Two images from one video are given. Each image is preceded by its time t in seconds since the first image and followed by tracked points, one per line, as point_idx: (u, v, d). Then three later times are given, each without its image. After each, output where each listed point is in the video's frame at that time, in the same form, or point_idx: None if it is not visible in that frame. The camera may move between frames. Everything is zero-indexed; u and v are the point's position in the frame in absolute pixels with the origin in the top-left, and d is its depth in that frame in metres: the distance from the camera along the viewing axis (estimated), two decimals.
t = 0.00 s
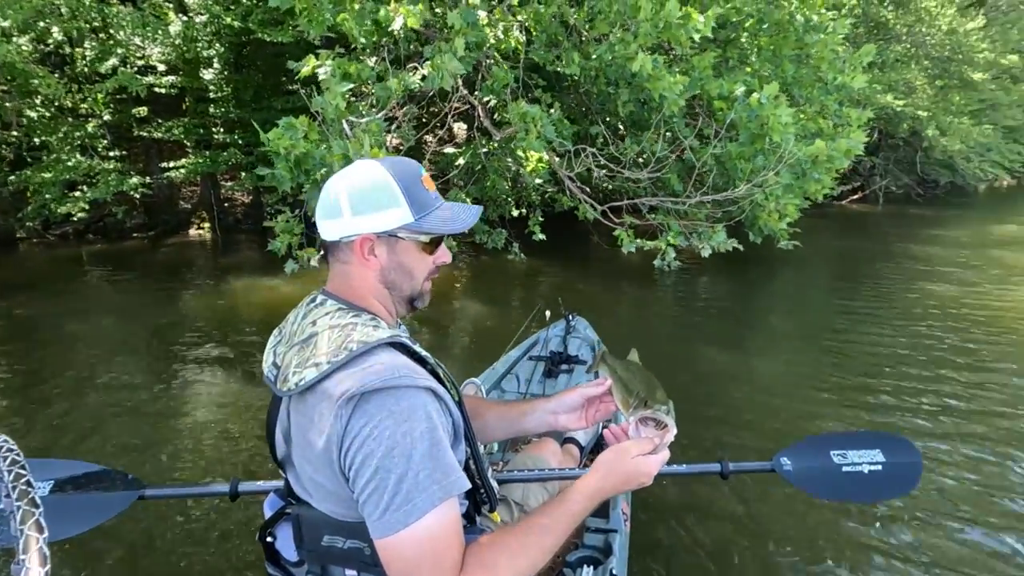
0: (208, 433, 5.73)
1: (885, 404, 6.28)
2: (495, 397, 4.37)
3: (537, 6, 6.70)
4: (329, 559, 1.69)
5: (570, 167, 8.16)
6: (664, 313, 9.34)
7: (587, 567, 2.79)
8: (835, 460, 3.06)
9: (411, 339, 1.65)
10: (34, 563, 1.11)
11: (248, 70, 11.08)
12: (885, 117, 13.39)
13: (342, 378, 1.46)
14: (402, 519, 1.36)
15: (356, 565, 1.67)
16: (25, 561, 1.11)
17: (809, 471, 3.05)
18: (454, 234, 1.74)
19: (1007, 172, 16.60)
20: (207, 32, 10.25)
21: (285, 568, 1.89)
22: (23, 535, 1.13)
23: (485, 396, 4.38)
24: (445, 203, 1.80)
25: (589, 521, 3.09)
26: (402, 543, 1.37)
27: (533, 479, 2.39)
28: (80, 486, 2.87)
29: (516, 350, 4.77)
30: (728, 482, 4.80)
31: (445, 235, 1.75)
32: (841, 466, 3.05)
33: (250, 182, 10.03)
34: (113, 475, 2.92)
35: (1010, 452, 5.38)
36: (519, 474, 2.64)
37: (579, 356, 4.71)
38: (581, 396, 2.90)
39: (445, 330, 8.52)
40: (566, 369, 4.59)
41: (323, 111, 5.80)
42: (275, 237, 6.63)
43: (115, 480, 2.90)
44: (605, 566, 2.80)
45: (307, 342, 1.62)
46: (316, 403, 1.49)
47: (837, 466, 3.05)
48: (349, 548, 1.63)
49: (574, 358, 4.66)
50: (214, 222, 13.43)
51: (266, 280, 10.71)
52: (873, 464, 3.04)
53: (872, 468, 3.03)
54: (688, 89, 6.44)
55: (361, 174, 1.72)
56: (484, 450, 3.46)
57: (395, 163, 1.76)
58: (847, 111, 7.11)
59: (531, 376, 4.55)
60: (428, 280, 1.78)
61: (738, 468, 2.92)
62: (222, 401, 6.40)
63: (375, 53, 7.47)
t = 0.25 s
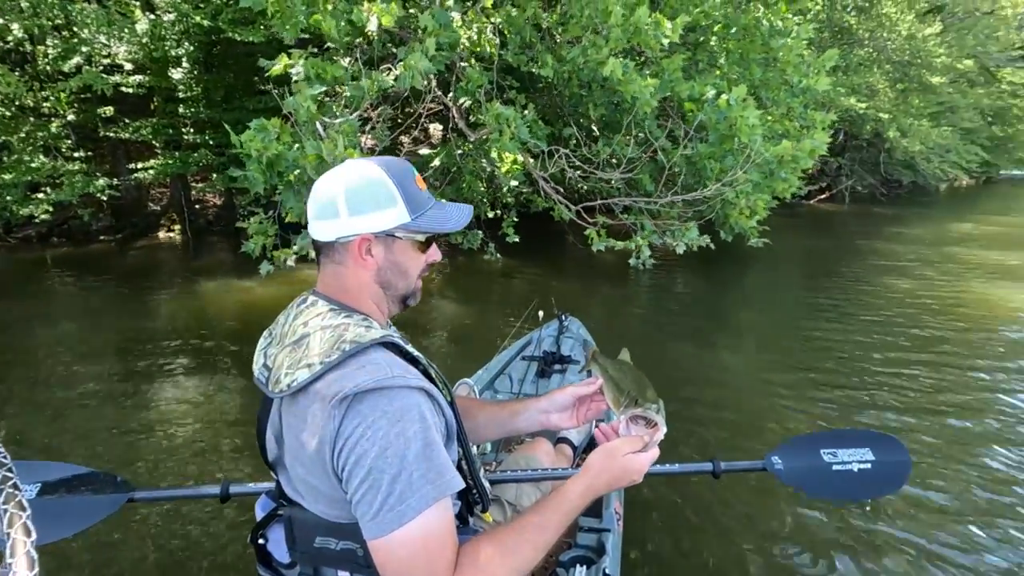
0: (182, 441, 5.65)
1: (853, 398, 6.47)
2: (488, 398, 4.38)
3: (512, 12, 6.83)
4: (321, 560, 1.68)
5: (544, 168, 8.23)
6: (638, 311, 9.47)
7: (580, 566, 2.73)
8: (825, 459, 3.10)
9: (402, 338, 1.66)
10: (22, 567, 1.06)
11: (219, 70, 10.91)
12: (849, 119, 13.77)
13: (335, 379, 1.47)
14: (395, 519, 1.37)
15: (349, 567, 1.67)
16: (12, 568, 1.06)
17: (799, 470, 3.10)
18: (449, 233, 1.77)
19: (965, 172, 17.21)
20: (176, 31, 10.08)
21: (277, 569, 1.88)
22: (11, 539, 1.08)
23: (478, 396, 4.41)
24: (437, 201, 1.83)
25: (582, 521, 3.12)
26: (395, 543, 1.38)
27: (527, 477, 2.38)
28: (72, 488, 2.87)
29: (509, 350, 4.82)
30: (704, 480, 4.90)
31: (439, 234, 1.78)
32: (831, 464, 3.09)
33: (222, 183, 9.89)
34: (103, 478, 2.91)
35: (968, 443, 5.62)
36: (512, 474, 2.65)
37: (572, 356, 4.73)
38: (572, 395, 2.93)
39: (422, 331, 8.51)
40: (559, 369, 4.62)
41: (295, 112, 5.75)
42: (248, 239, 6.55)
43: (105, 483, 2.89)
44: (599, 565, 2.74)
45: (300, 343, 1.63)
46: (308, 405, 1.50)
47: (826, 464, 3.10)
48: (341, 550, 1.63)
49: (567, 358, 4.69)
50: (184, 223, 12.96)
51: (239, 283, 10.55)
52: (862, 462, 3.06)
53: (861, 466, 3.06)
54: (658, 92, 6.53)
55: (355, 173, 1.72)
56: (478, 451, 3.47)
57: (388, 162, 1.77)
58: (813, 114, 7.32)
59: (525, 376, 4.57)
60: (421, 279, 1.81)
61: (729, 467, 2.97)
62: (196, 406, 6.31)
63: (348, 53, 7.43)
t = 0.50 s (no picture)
0: (159, 445, 5.54)
1: (827, 393, 6.62)
2: (485, 398, 4.39)
3: (490, 14, 6.84)
4: (317, 562, 1.68)
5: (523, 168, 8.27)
6: (617, 309, 9.55)
7: (577, 566, 2.70)
8: (821, 458, 2.98)
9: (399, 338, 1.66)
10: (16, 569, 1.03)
11: (194, 69, 10.69)
12: (820, 120, 14.08)
13: (332, 379, 1.48)
14: (393, 519, 1.39)
15: (345, 569, 1.66)
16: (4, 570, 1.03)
17: (794, 470, 2.97)
18: (443, 233, 1.78)
19: (932, 172, 17.69)
20: (149, 28, 9.92)
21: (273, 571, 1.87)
22: (3, 541, 1.06)
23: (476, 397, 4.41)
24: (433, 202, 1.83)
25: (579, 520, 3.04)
26: (393, 543, 1.39)
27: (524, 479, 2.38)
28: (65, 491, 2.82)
29: (506, 351, 4.82)
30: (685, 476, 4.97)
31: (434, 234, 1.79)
32: (827, 463, 2.97)
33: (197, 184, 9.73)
34: (96, 479, 2.86)
35: (936, 434, 5.79)
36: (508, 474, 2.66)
37: (568, 356, 4.75)
38: (568, 396, 2.95)
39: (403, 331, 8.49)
40: (555, 369, 4.63)
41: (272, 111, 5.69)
42: (226, 240, 6.46)
43: (99, 484, 2.84)
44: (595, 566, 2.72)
45: (296, 343, 1.63)
46: (306, 405, 1.51)
47: (822, 463, 2.97)
48: (338, 552, 1.63)
49: (564, 358, 4.69)
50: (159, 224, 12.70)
51: (215, 285, 10.38)
52: (858, 461, 2.95)
53: (857, 465, 2.94)
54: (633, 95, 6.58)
55: (351, 174, 1.73)
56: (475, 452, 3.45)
57: (384, 163, 1.78)
58: (785, 116, 7.49)
59: (522, 377, 4.58)
60: (415, 280, 1.81)
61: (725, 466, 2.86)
62: (174, 410, 6.21)
63: (327, 53, 7.39)
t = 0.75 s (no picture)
0: (150, 447, 5.51)
1: (813, 390, 6.71)
2: (491, 399, 4.38)
3: (478, 15, 6.83)
4: (325, 561, 1.69)
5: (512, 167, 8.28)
6: (607, 308, 9.60)
7: (584, 566, 2.70)
8: (831, 459, 3.01)
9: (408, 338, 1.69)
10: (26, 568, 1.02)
11: (181, 67, 10.62)
12: (806, 121, 14.25)
13: (343, 377, 1.51)
14: (404, 516, 1.40)
15: (352, 568, 1.68)
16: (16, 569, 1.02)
17: (803, 471, 3.00)
18: (456, 235, 1.79)
19: (916, 173, 17.94)
20: (135, 27, 9.87)
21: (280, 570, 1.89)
22: (15, 539, 1.05)
23: (482, 397, 4.40)
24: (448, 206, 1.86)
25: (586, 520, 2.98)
26: (404, 541, 1.40)
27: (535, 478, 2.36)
28: (74, 490, 2.85)
29: (511, 352, 4.85)
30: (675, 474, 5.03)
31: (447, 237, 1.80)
32: (837, 464, 2.99)
33: (185, 183, 9.66)
34: (107, 480, 2.89)
35: (919, 431, 5.89)
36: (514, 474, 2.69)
37: (573, 356, 4.77)
38: (573, 400, 2.99)
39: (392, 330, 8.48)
40: (561, 369, 4.64)
41: (261, 110, 5.64)
42: (215, 239, 6.41)
43: (108, 484, 2.87)
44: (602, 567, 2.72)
45: (307, 342, 1.66)
46: (318, 403, 1.53)
47: (832, 465, 3.00)
48: (346, 550, 1.65)
49: (569, 358, 4.72)
50: (147, 225, 12.77)
51: (203, 285, 10.29)
52: (869, 462, 2.96)
53: (867, 466, 2.95)
54: (621, 95, 6.71)
55: (366, 175, 1.76)
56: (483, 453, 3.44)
57: (400, 166, 1.81)
58: (770, 117, 7.58)
59: (529, 376, 4.58)
60: (427, 282, 1.82)
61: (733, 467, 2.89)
62: (163, 411, 6.17)
63: (315, 53, 7.37)
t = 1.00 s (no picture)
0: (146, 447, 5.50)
1: (806, 387, 6.77)
2: (502, 399, 4.40)
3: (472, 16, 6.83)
4: (336, 558, 1.71)
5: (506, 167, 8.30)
6: (603, 307, 9.63)
7: (594, 567, 2.64)
8: (848, 464, 3.01)
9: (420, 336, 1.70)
10: (44, 561, 1.03)
11: (177, 67, 10.60)
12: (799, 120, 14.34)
13: (356, 373, 1.52)
14: (417, 511, 1.41)
15: (363, 565, 1.70)
16: (34, 562, 1.03)
17: (819, 475, 3.02)
18: (464, 235, 1.79)
19: (909, 173, 18.07)
20: (130, 26, 9.87)
21: (292, 567, 1.90)
22: (33, 533, 1.06)
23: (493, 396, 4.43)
24: (457, 206, 1.86)
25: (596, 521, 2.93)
26: (415, 537, 1.41)
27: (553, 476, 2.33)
28: (91, 485, 2.83)
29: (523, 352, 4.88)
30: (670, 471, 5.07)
31: (455, 237, 1.80)
32: (855, 469, 3.00)
33: (180, 183, 9.63)
34: (124, 473, 2.88)
35: (912, 428, 5.94)
36: (526, 474, 2.70)
37: (585, 356, 4.80)
38: (584, 403, 3.01)
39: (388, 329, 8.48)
40: (573, 369, 4.68)
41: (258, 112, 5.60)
42: (211, 239, 6.40)
43: (126, 478, 2.87)
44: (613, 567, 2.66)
45: (320, 339, 1.67)
46: (331, 399, 1.55)
47: (850, 470, 3.00)
48: (357, 548, 1.66)
49: (580, 358, 4.75)
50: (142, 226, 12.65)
51: (199, 285, 10.26)
52: (887, 467, 2.98)
53: (885, 471, 2.97)
54: (614, 95, 6.77)
55: (377, 174, 1.78)
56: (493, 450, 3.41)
57: (412, 166, 1.82)
58: (763, 116, 7.63)
59: (540, 377, 4.61)
60: (436, 282, 1.82)
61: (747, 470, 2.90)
62: (159, 411, 6.15)
63: (311, 53, 7.36)
